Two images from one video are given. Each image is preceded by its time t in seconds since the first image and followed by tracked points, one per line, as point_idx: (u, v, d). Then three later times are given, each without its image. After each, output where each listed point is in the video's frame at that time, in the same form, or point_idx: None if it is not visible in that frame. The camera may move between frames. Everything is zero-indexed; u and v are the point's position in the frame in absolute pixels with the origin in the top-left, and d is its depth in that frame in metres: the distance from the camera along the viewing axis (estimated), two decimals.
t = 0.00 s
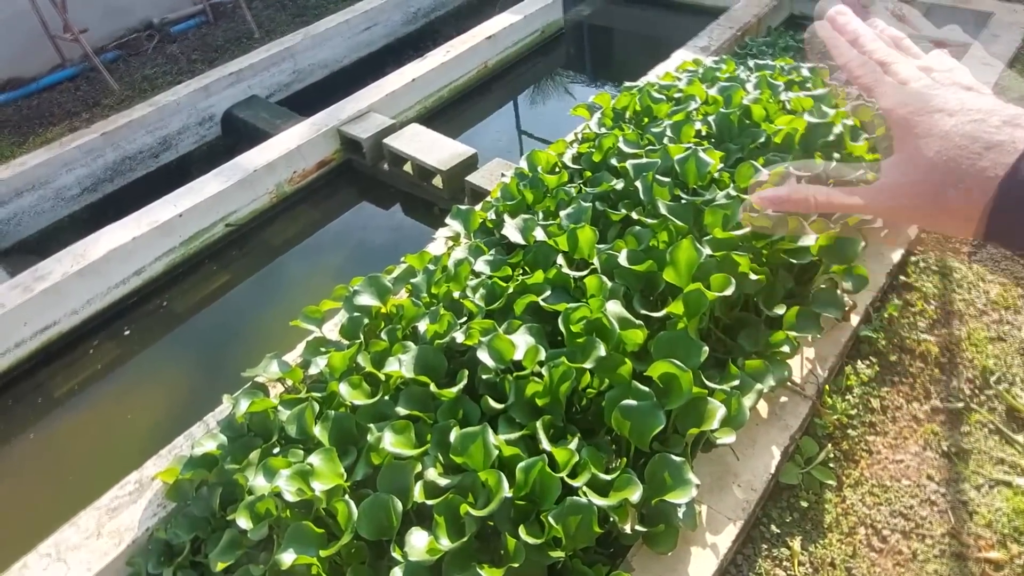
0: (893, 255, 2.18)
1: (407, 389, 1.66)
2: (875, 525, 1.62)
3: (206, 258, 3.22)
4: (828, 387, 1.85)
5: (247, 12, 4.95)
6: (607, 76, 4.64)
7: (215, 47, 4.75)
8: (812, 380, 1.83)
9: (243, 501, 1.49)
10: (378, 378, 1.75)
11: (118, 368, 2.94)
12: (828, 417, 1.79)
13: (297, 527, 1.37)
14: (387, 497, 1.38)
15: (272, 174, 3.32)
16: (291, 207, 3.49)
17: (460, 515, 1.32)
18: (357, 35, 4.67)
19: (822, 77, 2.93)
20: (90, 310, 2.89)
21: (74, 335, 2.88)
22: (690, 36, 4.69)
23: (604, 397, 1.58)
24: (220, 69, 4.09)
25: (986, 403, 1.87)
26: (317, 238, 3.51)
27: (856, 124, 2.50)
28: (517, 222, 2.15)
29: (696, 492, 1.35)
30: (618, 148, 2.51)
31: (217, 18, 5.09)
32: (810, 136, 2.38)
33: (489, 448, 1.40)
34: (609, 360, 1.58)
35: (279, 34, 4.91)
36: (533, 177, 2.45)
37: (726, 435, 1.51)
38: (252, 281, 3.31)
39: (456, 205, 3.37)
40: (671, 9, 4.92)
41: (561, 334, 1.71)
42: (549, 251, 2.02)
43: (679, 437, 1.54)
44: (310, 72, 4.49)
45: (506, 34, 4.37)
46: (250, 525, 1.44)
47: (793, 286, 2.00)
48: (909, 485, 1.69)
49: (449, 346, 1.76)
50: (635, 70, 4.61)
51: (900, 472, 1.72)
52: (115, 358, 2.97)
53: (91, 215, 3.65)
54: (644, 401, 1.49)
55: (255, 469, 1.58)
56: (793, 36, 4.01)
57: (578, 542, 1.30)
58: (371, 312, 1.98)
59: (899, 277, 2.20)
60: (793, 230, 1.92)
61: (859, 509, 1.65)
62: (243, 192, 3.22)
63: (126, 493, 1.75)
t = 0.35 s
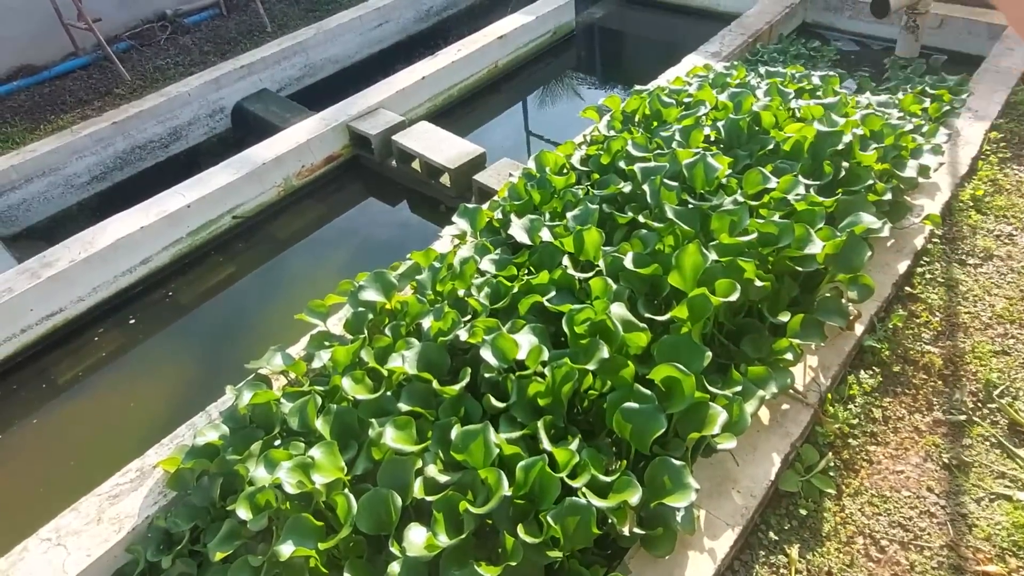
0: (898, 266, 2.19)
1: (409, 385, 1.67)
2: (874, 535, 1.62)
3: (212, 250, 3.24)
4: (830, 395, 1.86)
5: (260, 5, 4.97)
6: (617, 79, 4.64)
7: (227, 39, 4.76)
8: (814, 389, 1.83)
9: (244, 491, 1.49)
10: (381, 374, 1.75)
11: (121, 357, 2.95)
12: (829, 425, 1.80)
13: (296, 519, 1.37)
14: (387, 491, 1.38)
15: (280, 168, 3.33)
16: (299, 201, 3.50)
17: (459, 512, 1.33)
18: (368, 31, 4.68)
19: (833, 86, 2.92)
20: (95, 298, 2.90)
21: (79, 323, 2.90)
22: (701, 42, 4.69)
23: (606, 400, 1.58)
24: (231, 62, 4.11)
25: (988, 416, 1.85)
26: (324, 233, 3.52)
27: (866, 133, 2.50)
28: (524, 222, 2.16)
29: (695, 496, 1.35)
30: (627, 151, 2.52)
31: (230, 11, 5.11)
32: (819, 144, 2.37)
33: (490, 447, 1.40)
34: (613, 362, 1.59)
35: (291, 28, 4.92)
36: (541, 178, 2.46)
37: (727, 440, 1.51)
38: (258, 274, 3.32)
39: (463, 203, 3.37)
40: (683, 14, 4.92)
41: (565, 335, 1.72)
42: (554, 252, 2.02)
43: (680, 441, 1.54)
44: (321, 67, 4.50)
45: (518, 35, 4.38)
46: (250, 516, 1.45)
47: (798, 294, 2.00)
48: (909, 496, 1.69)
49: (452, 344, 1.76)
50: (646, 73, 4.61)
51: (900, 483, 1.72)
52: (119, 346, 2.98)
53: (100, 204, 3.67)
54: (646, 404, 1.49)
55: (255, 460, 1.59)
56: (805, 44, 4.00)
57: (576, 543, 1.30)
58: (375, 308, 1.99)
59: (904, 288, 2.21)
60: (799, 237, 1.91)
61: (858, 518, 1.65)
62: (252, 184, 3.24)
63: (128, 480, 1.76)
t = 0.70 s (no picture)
0: (902, 261, 2.18)
1: (411, 382, 1.66)
2: (879, 531, 1.61)
3: (215, 249, 3.24)
4: (834, 391, 1.85)
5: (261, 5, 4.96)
6: (619, 76, 4.63)
7: (229, 39, 4.76)
8: (819, 384, 1.83)
9: (247, 489, 1.49)
10: (383, 371, 1.75)
11: (125, 357, 2.96)
12: (834, 421, 1.79)
13: (299, 516, 1.37)
14: (389, 488, 1.38)
15: (282, 167, 3.33)
16: (301, 200, 3.50)
17: (462, 508, 1.32)
18: (370, 31, 4.68)
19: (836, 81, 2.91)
20: (98, 298, 2.90)
21: (82, 323, 2.90)
22: (703, 38, 4.68)
23: (609, 395, 1.57)
24: (233, 62, 4.11)
25: (993, 411, 1.84)
26: (326, 231, 3.53)
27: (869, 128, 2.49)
28: (526, 219, 2.15)
29: (699, 491, 1.34)
30: (629, 147, 2.51)
31: (232, 12, 5.10)
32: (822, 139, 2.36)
33: (493, 443, 1.40)
34: (615, 358, 1.58)
35: (293, 28, 4.91)
36: (542, 175, 2.45)
37: (730, 435, 1.50)
38: (260, 273, 3.33)
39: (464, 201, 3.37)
40: (685, 11, 4.91)
41: (567, 331, 1.71)
42: (556, 248, 2.02)
43: (683, 437, 1.53)
44: (322, 66, 4.50)
45: (519, 33, 4.37)
46: (253, 513, 1.44)
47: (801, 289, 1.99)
48: (914, 491, 1.68)
49: (454, 341, 1.76)
50: (648, 70, 4.60)
51: (904, 478, 1.71)
52: (122, 346, 2.98)
53: (103, 204, 3.67)
54: (648, 400, 1.49)
55: (258, 458, 1.59)
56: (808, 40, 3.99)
57: (579, 539, 1.29)
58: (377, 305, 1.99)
59: (908, 283, 2.20)
60: (803, 232, 1.90)
61: (863, 514, 1.64)
62: (254, 184, 3.24)
63: (131, 479, 1.76)
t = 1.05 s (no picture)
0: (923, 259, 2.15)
1: (426, 373, 1.66)
2: (894, 530, 1.59)
3: (231, 240, 3.26)
4: (852, 389, 1.84)
5: None
6: (636, 72, 4.61)
7: (248, 31, 4.78)
8: (835, 381, 1.81)
9: (262, 476, 1.50)
10: (398, 362, 1.76)
11: (143, 345, 2.99)
12: (851, 419, 1.78)
13: (313, 503, 1.37)
14: (403, 477, 1.38)
15: (299, 159, 3.34)
16: (317, 192, 3.52)
17: (475, 499, 1.32)
18: (387, 24, 4.68)
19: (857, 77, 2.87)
20: (117, 287, 2.92)
21: (101, 311, 2.92)
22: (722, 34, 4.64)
23: (623, 389, 1.56)
24: (251, 54, 4.13)
25: (1013, 412, 1.82)
26: (341, 224, 3.54)
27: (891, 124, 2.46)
28: (542, 212, 2.15)
29: (713, 487, 1.33)
30: (646, 142, 2.49)
31: (250, 4, 5.13)
32: (842, 135, 2.33)
33: (506, 435, 1.40)
34: (631, 352, 1.58)
35: (311, 20, 4.92)
36: (558, 168, 2.45)
37: (746, 431, 1.50)
38: (276, 264, 3.35)
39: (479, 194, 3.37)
40: (703, 6, 4.87)
41: (582, 324, 1.71)
42: (572, 242, 2.01)
43: (698, 433, 1.52)
44: (339, 59, 4.51)
45: (536, 27, 4.35)
46: (268, 500, 1.45)
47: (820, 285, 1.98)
48: (931, 491, 1.66)
49: (469, 332, 1.77)
50: (665, 65, 4.56)
51: (921, 478, 1.69)
52: (139, 335, 3.01)
53: (122, 194, 3.70)
54: (663, 394, 1.48)
55: (273, 446, 1.59)
56: (828, 36, 3.94)
57: (592, 532, 1.28)
58: (392, 296, 2.00)
59: (928, 282, 2.17)
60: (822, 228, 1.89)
61: (879, 513, 1.62)
62: (270, 175, 3.25)
63: (148, 464, 1.78)
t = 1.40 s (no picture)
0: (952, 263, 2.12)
1: (445, 355, 1.67)
2: (910, 534, 1.57)
3: (257, 216, 3.29)
4: (873, 391, 1.82)
5: None
6: (667, 63, 4.57)
7: (279, 9, 4.79)
8: (857, 383, 1.80)
9: (281, 448, 1.52)
10: (419, 342, 1.77)
11: (168, 315, 3.04)
12: (871, 421, 1.77)
13: (331, 476, 1.40)
14: (420, 456, 1.39)
15: (326, 139, 3.36)
16: (342, 172, 3.54)
17: (490, 480, 1.34)
18: (417, 7, 4.67)
19: (893, 76, 2.82)
20: (144, 258, 2.95)
21: (128, 281, 2.96)
22: (756, 27, 4.58)
23: (642, 379, 1.56)
24: (282, 33, 4.15)
25: None
26: (366, 205, 3.57)
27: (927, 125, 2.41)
28: (567, 200, 2.14)
29: (729, 480, 1.33)
30: (675, 133, 2.47)
31: None
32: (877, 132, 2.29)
33: (524, 419, 1.41)
34: (652, 343, 1.57)
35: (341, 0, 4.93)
36: (585, 157, 2.43)
37: (765, 427, 1.49)
38: (300, 242, 3.39)
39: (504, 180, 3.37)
40: None
41: (603, 313, 1.70)
42: (595, 231, 2.00)
43: (716, 427, 1.52)
44: (369, 41, 4.51)
45: (567, 14, 4.33)
46: (287, 471, 1.47)
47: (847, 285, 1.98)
48: (949, 497, 1.64)
49: (490, 316, 1.77)
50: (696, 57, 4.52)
51: (940, 484, 1.67)
52: (165, 306, 3.05)
53: (151, 167, 3.75)
54: (682, 386, 1.48)
55: (293, 418, 1.62)
56: (864, 33, 3.87)
57: (605, 519, 1.30)
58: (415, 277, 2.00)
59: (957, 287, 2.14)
60: (850, 226, 1.88)
61: (894, 516, 1.61)
62: (298, 153, 3.27)
63: (171, 431, 1.81)
